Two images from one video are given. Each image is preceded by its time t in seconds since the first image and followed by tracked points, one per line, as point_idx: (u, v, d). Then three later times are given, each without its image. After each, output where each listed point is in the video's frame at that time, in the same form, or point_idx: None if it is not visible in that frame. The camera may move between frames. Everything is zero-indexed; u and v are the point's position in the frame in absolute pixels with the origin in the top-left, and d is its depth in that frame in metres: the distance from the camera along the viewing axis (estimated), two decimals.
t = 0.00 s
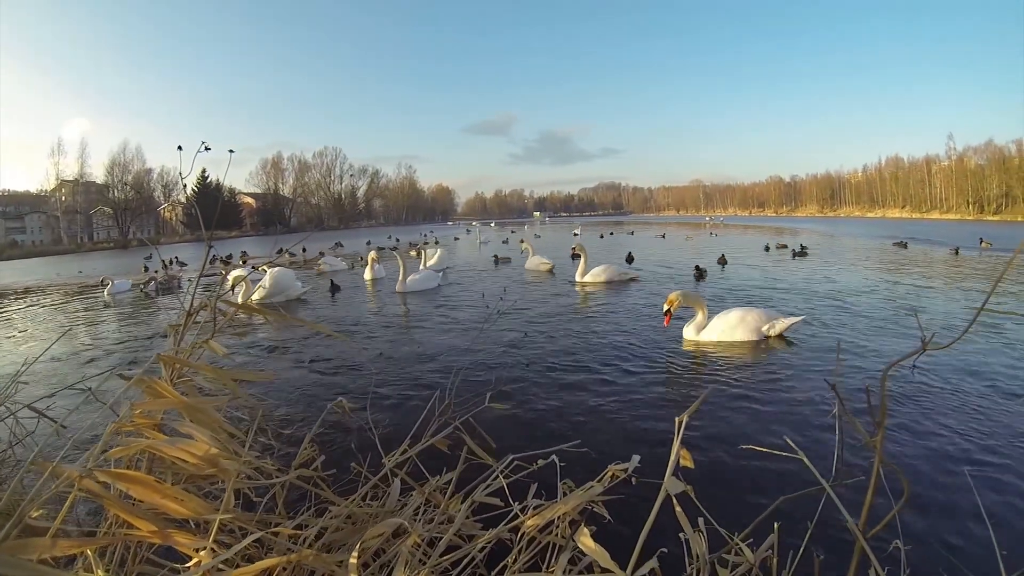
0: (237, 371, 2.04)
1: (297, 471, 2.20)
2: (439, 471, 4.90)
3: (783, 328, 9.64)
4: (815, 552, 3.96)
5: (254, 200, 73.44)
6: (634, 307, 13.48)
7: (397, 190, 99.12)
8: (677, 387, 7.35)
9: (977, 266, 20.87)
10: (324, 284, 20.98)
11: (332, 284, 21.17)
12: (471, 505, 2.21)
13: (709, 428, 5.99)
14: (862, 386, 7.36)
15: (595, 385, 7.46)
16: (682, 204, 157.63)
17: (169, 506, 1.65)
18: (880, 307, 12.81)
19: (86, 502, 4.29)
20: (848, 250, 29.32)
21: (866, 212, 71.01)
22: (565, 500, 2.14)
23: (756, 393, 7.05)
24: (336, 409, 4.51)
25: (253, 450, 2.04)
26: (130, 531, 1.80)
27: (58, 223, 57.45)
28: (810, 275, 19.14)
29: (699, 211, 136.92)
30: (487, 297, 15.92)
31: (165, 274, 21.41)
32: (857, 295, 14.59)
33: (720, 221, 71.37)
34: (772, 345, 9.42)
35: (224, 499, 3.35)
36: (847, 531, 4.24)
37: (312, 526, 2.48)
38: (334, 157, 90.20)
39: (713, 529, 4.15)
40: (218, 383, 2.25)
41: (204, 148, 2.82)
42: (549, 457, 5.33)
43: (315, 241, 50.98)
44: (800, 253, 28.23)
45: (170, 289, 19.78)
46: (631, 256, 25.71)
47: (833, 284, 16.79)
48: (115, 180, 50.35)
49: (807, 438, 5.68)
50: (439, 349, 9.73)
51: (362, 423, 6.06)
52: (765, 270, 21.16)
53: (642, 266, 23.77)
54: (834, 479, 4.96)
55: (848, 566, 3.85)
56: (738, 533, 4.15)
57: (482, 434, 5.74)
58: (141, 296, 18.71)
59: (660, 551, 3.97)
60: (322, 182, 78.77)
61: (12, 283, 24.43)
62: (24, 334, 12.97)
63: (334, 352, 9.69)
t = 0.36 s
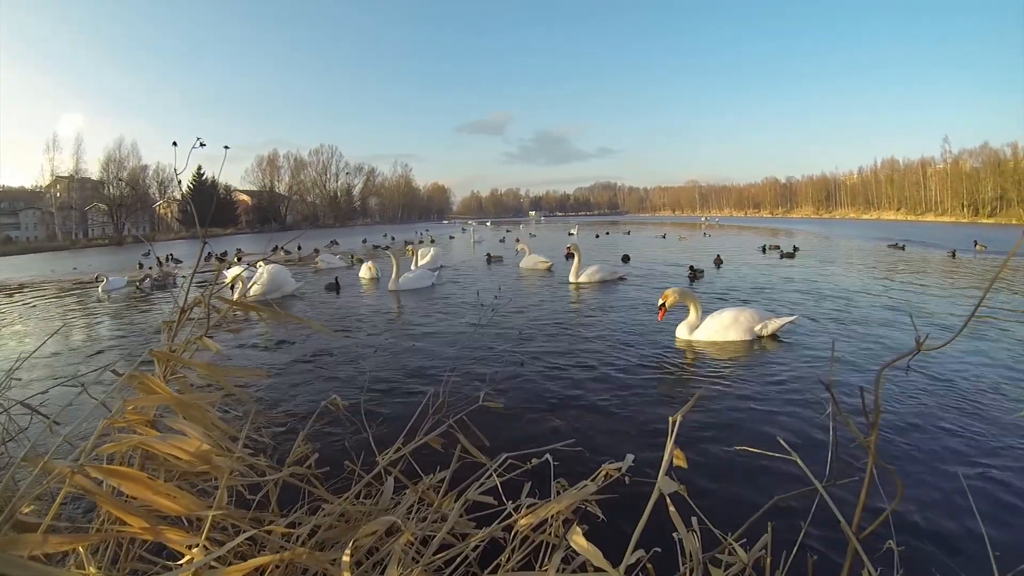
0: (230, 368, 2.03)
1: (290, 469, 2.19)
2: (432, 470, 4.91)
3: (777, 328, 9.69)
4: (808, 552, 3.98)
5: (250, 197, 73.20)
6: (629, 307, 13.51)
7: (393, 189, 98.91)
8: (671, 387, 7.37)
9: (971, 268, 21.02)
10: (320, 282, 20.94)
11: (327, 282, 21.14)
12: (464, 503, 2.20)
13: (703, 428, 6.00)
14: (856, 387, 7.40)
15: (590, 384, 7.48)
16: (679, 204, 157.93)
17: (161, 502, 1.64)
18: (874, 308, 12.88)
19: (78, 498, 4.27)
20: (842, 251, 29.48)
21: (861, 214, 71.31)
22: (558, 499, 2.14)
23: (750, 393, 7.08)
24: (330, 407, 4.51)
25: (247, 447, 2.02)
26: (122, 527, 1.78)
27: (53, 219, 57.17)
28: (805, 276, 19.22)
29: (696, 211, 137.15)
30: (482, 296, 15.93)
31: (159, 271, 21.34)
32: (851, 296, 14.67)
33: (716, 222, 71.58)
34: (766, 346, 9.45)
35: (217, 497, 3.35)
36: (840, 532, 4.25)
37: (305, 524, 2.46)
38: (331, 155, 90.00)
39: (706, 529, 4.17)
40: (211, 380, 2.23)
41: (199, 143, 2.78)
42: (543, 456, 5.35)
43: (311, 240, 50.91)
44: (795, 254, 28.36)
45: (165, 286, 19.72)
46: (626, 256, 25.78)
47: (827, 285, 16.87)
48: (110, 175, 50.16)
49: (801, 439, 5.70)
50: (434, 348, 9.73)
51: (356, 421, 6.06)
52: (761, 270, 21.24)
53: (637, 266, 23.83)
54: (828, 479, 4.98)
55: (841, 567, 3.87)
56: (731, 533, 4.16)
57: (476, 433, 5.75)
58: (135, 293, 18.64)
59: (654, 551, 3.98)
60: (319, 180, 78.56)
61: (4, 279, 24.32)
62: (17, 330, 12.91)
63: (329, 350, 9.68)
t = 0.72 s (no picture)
0: (228, 369, 2.02)
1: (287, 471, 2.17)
2: (430, 471, 4.91)
3: (774, 331, 9.71)
4: (806, 556, 3.98)
5: (249, 198, 73.11)
6: (627, 309, 13.53)
7: (392, 190, 98.86)
8: (669, 389, 7.38)
9: (970, 272, 21.08)
10: (318, 284, 20.91)
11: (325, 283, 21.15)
12: (463, 505, 2.20)
13: (701, 431, 6.00)
14: (853, 391, 7.41)
15: (587, 387, 7.49)
16: (678, 207, 158.10)
17: (160, 505, 1.63)
18: (873, 311, 12.92)
19: (74, 498, 4.26)
20: (840, 255, 29.56)
21: (860, 217, 71.54)
22: (557, 502, 2.13)
23: (748, 396, 7.09)
24: (329, 409, 4.52)
25: (245, 449, 2.02)
26: (120, 529, 1.76)
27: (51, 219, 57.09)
28: (804, 279, 19.24)
29: (696, 214, 137.34)
30: (480, 298, 15.95)
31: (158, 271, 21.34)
32: (849, 299, 14.71)
33: (714, 225, 71.75)
34: (764, 349, 9.47)
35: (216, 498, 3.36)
36: (838, 536, 4.25)
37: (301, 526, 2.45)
38: (330, 156, 90.06)
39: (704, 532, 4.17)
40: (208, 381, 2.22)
41: (198, 144, 2.76)
42: (541, 459, 5.34)
43: (310, 241, 50.93)
44: (793, 258, 28.45)
45: (163, 286, 19.71)
46: (624, 259, 25.88)
47: (826, 288, 16.89)
48: (108, 175, 50.14)
49: (799, 442, 5.70)
50: (433, 349, 9.72)
51: (353, 423, 6.06)
52: (759, 274, 21.30)
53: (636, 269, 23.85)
54: (826, 482, 4.99)
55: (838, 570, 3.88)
56: (729, 536, 4.16)
57: (473, 435, 5.76)
58: (133, 293, 18.64)
59: (651, 554, 3.98)
60: (317, 181, 78.51)
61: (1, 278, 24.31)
62: (14, 330, 12.90)
63: (327, 351, 9.69)
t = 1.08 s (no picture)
0: (227, 368, 2.02)
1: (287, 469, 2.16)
2: (429, 470, 4.92)
3: (774, 332, 9.67)
4: (805, 556, 3.98)
5: (248, 197, 73.03)
6: (627, 309, 13.54)
7: (391, 190, 98.81)
8: (668, 389, 7.38)
9: (969, 273, 21.11)
10: (318, 282, 20.89)
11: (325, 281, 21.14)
12: (462, 503, 2.19)
13: (700, 431, 6.00)
14: (853, 391, 7.41)
15: (587, 386, 7.49)
16: (677, 207, 158.21)
17: (160, 503, 1.62)
18: (872, 312, 12.94)
19: (72, 496, 4.25)
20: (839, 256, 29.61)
21: (859, 218, 71.65)
22: (555, 501, 2.13)
23: (748, 396, 7.09)
24: (326, 407, 4.50)
25: (245, 447, 2.01)
26: (119, 527, 1.75)
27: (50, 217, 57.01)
28: (803, 280, 19.25)
29: (695, 214, 137.53)
30: (480, 297, 15.95)
31: (157, 269, 21.34)
32: (849, 300, 14.72)
33: (713, 226, 71.83)
34: (764, 349, 9.48)
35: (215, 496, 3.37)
36: (837, 537, 4.25)
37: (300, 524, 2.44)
38: (330, 156, 90.03)
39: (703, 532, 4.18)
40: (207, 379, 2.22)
41: (198, 141, 2.74)
42: (539, 458, 5.34)
43: (309, 240, 50.92)
44: (793, 258, 28.49)
45: (162, 285, 19.71)
46: (624, 258, 25.89)
47: (826, 288, 16.91)
48: (108, 174, 50.10)
49: (798, 442, 5.70)
50: (433, 349, 9.71)
51: (353, 422, 6.07)
52: (759, 273, 21.34)
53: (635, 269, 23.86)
54: (824, 483, 4.99)
55: (837, 571, 3.87)
56: (728, 536, 4.17)
57: (471, 434, 5.76)
58: (132, 291, 18.64)
59: (650, 554, 3.98)
60: (316, 181, 78.43)
61: None
62: (14, 327, 12.90)
63: (326, 350, 9.69)
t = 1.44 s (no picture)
0: (226, 367, 2.02)
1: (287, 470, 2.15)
2: (428, 470, 4.92)
3: (773, 330, 9.69)
4: (805, 556, 3.98)
5: (248, 197, 73.01)
6: (626, 309, 13.54)
7: (391, 189, 98.81)
8: (668, 389, 7.37)
9: (969, 274, 21.16)
10: (317, 282, 20.90)
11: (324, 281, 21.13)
12: (460, 503, 2.19)
13: (699, 431, 5.99)
14: (852, 392, 7.40)
15: (587, 386, 7.47)
16: (677, 208, 158.31)
17: (160, 502, 1.62)
18: (871, 312, 12.97)
19: (72, 495, 4.25)
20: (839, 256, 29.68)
21: (859, 219, 71.76)
22: (554, 501, 2.13)
23: (748, 396, 7.08)
24: (326, 407, 4.49)
25: (244, 447, 2.01)
26: (118, 526, 1.75)
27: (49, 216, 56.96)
28: (803, 280, 19.28)
29: (695, 215, 137.67)
30: (480, 297, 15.96)
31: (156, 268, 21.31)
32: (848, 300, 14.74)
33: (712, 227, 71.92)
34: (764, 349, 9.48)
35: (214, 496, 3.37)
36: (836, 538, 4.25)
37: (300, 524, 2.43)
38: (330, 155, 90.05)
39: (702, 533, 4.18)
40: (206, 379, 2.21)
41: (198, 139, 2.72)
42: (539, 459, 5.34)
43: (309, 240, 50.92)
44: (792, 259, 28.53)
45: (161, 284, 19.69)
46: (624, 258, 25.94)
47: (826, 289, 16.93)
48: (107, 173, 50.09)
49: (797, 443, 5.71)
50: (433, 348, 9.71)
51: (352, 422, 6.07)
52: (758, 274, 21.37)
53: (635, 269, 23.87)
54: (824, 483, 4.99)
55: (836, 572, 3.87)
56: (728, 536, 4.17)
57: (470, 434, 5.77)
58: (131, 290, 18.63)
59: (648, 554, 3.98)
60: (316, 180, 78.40)
61: None
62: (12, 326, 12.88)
63: (326, 350, 9.68)
